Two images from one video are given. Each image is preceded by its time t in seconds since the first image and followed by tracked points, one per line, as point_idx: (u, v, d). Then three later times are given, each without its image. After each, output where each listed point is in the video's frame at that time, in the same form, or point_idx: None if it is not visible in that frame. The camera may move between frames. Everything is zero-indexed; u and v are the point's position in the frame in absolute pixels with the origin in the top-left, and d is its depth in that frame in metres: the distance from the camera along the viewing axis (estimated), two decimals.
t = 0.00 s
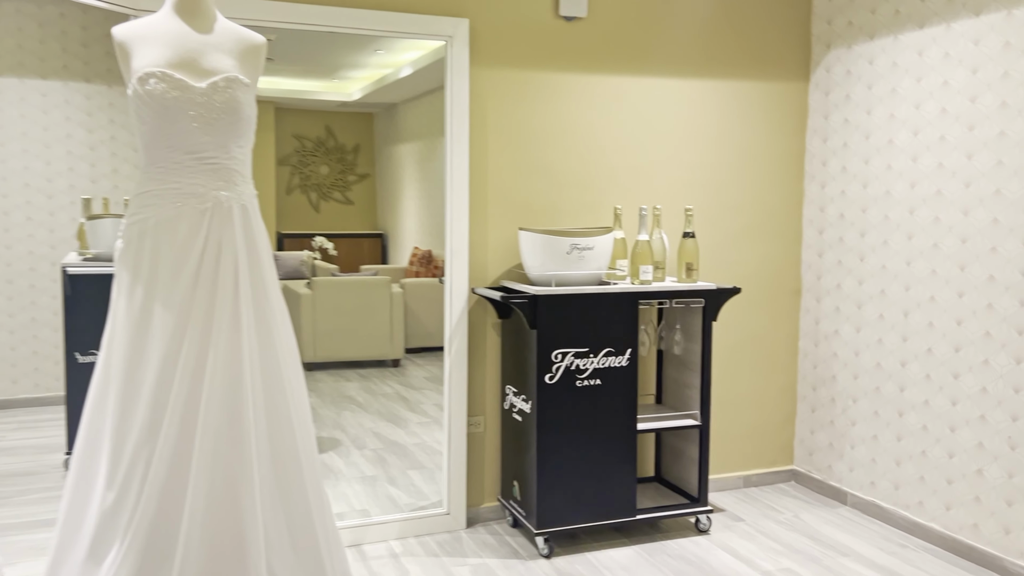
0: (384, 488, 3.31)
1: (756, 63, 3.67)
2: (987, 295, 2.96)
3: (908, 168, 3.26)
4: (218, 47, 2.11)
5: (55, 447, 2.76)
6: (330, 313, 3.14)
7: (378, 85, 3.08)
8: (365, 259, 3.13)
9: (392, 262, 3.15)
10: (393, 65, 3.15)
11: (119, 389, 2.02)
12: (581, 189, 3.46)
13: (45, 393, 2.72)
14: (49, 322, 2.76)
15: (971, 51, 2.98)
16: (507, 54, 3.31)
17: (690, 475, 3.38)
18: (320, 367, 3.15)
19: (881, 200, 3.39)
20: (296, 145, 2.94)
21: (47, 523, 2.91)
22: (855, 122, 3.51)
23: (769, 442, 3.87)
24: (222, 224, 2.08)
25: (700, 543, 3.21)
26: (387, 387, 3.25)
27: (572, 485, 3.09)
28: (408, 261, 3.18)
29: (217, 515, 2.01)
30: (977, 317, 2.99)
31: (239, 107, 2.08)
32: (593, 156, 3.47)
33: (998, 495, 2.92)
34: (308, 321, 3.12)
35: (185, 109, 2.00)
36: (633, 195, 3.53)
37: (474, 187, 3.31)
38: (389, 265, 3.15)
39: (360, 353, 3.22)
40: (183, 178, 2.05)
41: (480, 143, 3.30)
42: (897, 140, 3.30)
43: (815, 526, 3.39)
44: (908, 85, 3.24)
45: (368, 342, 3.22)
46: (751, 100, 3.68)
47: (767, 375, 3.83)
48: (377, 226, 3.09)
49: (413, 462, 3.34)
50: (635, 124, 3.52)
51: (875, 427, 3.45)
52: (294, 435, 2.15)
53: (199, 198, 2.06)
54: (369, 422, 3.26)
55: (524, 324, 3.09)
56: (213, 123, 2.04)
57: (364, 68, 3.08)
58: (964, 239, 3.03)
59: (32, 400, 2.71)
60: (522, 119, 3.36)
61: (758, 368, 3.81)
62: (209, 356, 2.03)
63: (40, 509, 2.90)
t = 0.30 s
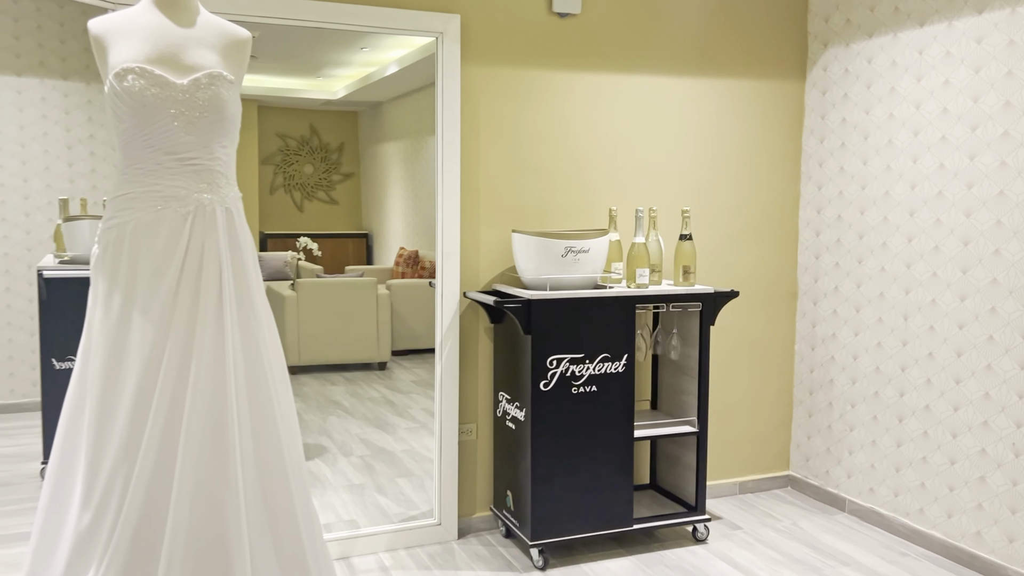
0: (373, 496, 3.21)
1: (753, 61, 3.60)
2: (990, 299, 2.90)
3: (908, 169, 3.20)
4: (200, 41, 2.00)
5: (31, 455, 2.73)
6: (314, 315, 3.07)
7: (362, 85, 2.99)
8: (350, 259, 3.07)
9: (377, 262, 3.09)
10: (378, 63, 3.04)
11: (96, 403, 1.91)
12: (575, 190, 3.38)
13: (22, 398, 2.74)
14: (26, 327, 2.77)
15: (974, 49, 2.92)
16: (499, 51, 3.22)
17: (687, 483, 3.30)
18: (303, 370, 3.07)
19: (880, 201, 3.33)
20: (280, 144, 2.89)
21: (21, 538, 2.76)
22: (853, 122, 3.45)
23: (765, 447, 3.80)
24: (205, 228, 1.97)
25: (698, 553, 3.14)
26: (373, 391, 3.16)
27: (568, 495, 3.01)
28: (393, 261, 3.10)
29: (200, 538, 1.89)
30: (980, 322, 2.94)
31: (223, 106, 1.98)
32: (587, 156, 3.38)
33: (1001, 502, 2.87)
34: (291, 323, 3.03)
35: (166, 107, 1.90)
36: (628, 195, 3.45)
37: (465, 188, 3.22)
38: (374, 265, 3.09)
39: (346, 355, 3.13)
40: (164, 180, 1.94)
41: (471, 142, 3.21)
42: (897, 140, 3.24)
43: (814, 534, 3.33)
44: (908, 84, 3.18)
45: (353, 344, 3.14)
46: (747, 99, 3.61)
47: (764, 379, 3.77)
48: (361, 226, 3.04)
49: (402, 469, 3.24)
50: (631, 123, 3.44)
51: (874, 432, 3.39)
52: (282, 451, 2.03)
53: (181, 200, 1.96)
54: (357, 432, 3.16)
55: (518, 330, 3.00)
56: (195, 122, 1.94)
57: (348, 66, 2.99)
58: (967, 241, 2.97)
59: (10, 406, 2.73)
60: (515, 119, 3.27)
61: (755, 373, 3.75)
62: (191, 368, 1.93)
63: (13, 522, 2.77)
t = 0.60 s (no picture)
0: (356, 504, 3.13)
1: (742, 59, 3.54)
2: (985, 300, 2.86)
3: (900, 168, 3.16)
4: (176, 32, 1.90)
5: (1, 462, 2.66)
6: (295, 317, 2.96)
7: (344, 81, 2.89)
8: (331, 259, 2.97)
9: (359, 262, 2.99)
10: (360, 60, 2.94)
11: (66, 414, 1.81)
12: (563, 189, 3.30)
13: None
14: None
15: (968, 46, 2.88)
16: (487, 45, 3.14)
17: (678, 488, 3.24)
18: (284, 374, 2.97)
19: (872, 200, 3.29)
20: (258, 142, 2.78)
21: None
22: (845, 120, 3.40)
23: (756, 450, 3.75)
24: (181, 230, 1.88)
25: (689, 559, 3.08)
26: (355, 393, 3.06)
27: (557, 502, 2.93)
28: (375, 261, 3.01)
29: (178, 554, 1.79)
30: (974, 323, 2.89)
31: (200, 100, 1.88)
32: (576, 155, 3.31)
33: (996, 506, 2.83)
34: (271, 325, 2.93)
35: (139, 101, 1.80)
36: (617, 194, 3.38)
37: (452, 186, 3.13)
38: (355, 265, 3.00)
39: (328, 358, 3.03)
40: (138, 178, 1.84)
41: (458, 139, 3.13)
42: (889, 138, 3.20)
43: (806, 539, 3.28)
44: (900, 82, 3.14)
45: (335, 347, 3.05)
46: (737, 97, 3.55)
47: (754, 382, 3.72)
48: (343, 226, 2.94)
49: (386, 474, 3.16)
50: (621, 120, 3.37)
51: (866, 435, 3.34)
52: (263, 461, 1.94)
53: (155, 200, 1.86)
54: (337, 431, 3.07)
55: (507, 332, 2.92)
56: (170, 117, 1.84)
57: (329, 63, 2.89)
58: (961, 242, 2.93)
59: None
60: (503, 116, 3.19)
61: (745, 375, 3.69)
62: (167, 376, 1.83)
63: None
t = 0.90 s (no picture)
0: (333, 509, 3.05)
1: (726, 54, 3.49)
2: (971, 298, 2.83)
3: (886, 166, 3.12)
4: (142, 20, 1.80)
5: None
6: (269, 317, 2.89)
7: (320, 78, 2.79)
8: (307, 258, 2.88)
9: (335, 261, 2.89)
10: (335, 56, 2.84)
11: (25, 422, 1.72)
12: (545, 186, 3.23)
13: None
14: None
15: (954, 42, 2.84)
16: (467, 38, 3.06)
17: (662, 491, 3.19)
18: (257, 375, 2.89)
19: (857, 198, 3.25)
20: (233, 139, 2.70)
21: None
22: (829, 117, 3.36)
23: (740, 452, 3.71)
24: (147, 227, 1.78)
25: (674, 564, 3.03)
26: (332, 395, 2.99)
27: (540, 507, 2.87)
28: (352, 260, 2.91)
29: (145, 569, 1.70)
30: (960, 322, 2.86)
31: (167, 91, 1.78)
32: (558, 150, 3.24)
33: (983, 507, 2.80)
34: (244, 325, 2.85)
35: (101, 91, 1.71)
36: (600, 192, 3.32)
37: (432, 183, 3.05)
38: (332, 264, 2.90)
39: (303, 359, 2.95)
40: (101, 174, 1.75)
41: (438, 135, 3.05)
42: (874, 136, 3.16)
43: (791, 541, 3.24)
44: (886, 78, 3.10)
45: (311, 347, 2.96)
46: (721, 93, 3.51)
47: (737, 381, 3.67)
48: (320, 225, 2.85)
49: (364, 479, 3.08)
50: (605, 116, 3.31)
51: (851, 435, 3.31)
52: (235, 470, 1.84)
53: (119, 196, 1.76)
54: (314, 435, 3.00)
55: (488, 333, 2.85)
56: (135, 109, 1.74)
57: (304, 59, 2.80)
58: (947, 240, 2.90)
59: None
60: (484, 111, 3.12)
61: (729, 375, 3.65)
62: (132, 381, 1.73)
63: None
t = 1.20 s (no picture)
0: (308, 514, 2.93)
1: (709, 48, 3.44)
2: (958, 295, 2.79)
3: (871, 161, 3.08)
4: None
5: None
6: (242, 316, 2.78)
7: (294, 73, 2.71)
8: (282, 258, 2.79)
9: (311, 259, 2.82)
10: (310, 51, 2.75)
11: None
12: (528, 180, 3.16)
13: None
14: None
15: (941, 35, 2.80)
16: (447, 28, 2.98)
17: (646, 493, 3.12)
18: (230, 377, 2.78)
19: (842, 194, 3.21)
20: (206, 135, 2.62)
21: None
22: (814, 112, 3.31)
23: (723, 451, 3.66)
24: (108, 221, 1.69)
25: (659, 567, 2.96)
26: (308, 396, 2.88)
27: (522, 510, 2.79)
28: (329, 258, 2.84)
29: None
30: (948, 319, 2.82)
31: (129, 75, 1.68)
32: (540, 144, 3.17)
33: (971, 507, 2.77)
34: (216, 325, 2.74)
35: (57, 76, 1.60)
36: (583, 186, 3.25)
37: (410, 177, 2.96)
38: (308, 263, 2.82)
39: (278, 360, 2.85)
40: (58, 164, 1.64)
41: (417, 127, 2.96)
42: (860, 130, 3.12)
43: (777, 542, 3.19)
44: (872, 72, 3.06)
45: (286, 348, 2.86)
46: (705, 88, 3.45)
47: (721, 380, 3.62)
48: (294, 222, 2.76)
49: (340, 482, 2.97)
50: (589, 109, 3.24)
51: (836, 434, 3.27)
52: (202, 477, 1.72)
53: (77, 187, 1.66)
54: (290, 438, 2.88)
55: (468, 332, 2.77)
56: (93, 95, 1.63)
57: (279, 53, 2.71)
58: (934, 236, 2.86)
59: None
60: (464, 103, 3.03)
61: (712, 374, 3.60)
62: (90, 382, 1.63)
63: None
